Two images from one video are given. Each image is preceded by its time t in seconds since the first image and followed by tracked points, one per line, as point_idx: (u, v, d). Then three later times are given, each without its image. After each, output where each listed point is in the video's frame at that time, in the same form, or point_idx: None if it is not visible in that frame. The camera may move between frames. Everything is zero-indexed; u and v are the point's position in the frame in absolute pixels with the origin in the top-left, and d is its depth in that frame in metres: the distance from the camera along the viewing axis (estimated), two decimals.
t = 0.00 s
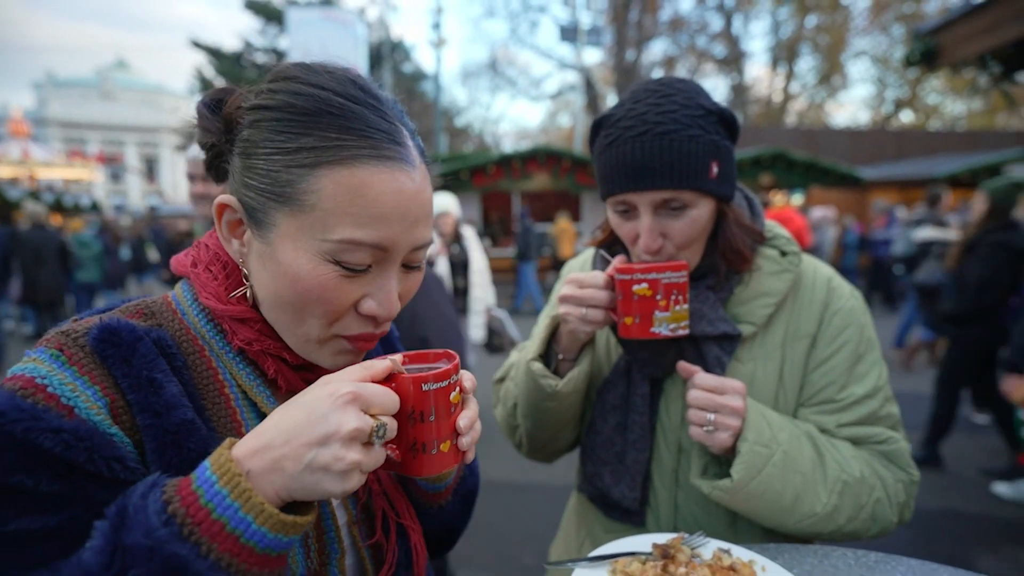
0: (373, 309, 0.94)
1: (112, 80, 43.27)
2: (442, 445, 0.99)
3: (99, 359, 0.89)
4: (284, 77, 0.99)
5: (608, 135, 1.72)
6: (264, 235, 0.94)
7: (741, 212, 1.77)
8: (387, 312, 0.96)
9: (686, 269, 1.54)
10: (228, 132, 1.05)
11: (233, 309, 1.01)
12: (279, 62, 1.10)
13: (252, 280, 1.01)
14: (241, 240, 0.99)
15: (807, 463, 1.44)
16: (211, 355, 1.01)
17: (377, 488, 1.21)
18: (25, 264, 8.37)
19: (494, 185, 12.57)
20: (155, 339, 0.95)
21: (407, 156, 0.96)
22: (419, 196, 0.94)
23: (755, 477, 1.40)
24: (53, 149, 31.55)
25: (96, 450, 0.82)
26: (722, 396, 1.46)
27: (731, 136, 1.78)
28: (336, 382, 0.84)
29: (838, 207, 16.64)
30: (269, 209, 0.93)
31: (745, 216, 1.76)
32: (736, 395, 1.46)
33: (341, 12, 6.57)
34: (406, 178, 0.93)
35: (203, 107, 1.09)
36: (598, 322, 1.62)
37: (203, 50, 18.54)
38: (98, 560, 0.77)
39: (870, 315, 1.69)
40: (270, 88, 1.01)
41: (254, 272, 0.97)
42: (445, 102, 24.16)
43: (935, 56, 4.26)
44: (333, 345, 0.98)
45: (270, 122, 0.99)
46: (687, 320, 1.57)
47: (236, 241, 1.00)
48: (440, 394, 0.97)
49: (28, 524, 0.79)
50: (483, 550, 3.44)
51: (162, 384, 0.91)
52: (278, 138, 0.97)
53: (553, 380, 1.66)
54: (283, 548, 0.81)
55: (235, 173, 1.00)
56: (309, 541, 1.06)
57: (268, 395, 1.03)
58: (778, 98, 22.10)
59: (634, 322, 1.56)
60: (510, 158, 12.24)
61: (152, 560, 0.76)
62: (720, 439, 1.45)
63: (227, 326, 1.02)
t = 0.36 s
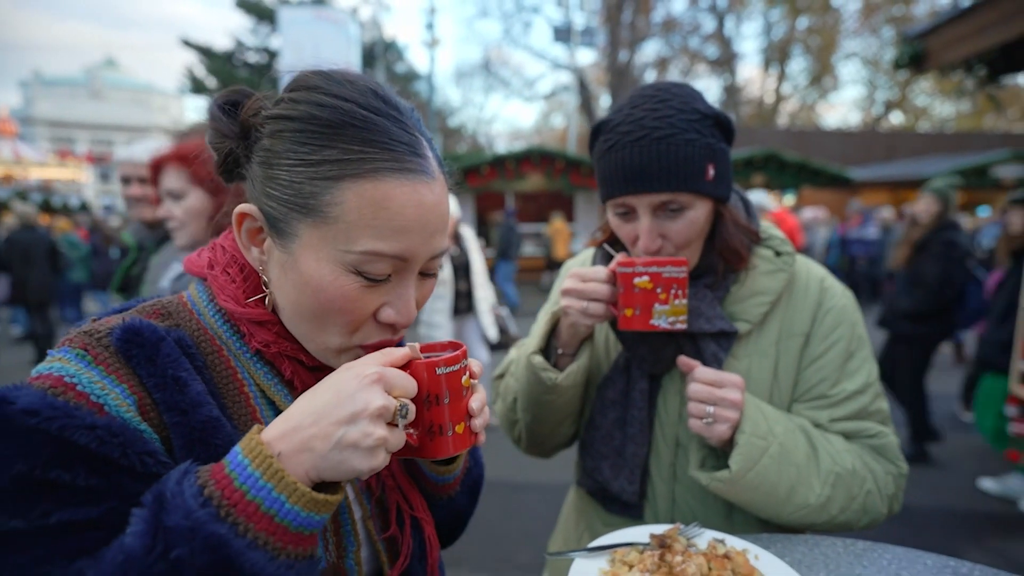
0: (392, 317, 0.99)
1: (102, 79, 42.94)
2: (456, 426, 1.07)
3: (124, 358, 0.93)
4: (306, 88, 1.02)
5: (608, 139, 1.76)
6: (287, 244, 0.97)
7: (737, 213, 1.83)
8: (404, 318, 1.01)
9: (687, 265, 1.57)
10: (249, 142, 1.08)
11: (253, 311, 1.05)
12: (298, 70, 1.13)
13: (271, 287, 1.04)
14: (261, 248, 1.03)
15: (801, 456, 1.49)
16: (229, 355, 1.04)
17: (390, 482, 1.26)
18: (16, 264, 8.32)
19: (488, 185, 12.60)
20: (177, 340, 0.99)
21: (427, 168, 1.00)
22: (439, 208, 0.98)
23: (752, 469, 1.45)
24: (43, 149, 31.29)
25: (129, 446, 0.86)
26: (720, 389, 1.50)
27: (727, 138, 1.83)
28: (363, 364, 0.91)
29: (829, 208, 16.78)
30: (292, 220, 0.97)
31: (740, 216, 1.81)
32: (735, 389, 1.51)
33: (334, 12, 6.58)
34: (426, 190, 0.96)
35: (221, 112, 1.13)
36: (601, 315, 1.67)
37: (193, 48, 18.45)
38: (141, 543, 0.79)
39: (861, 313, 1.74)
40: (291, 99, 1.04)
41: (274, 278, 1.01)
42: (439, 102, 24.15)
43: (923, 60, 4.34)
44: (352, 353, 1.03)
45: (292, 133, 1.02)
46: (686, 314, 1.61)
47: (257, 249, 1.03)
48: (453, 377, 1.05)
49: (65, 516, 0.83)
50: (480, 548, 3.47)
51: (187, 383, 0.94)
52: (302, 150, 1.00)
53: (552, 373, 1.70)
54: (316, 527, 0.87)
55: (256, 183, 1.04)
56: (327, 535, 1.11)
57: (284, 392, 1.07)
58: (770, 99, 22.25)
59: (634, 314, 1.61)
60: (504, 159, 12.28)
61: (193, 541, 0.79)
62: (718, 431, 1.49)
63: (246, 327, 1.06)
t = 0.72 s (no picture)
0: (402, 316, 1.03)
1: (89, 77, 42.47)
2: (464, 409, 1.12)
3: (137, 357, 0.95)
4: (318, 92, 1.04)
5: (605, 143, 1.80)
6: (301, 246, 1.00)
7: (731, 212, 1.87)
8: (414, 316, 1.04)
9: (684, 263, 1.64)
10: (261, 145, 1.10)
11: (264, 310, 1.07)
12: (306, 72, 1.15)
13: (281, 287, 1.06)
14: (273, 249, 1.05)
15: (795, 449, 1.53)
16: (240, 353, 1.07)
17: (400, 476, 1.29)
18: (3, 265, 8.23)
19: (480, 185, 12.61)
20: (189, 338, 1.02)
21: (437, 169, 1.03)
22: (449, 208, 1.02)
23: (748, 462, 1.49)
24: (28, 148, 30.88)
25: (149, 441, 0.89)
26: (718, 383, 1.54)
27: (721, 139, 1.87)
28: (373, 350, 0.96)
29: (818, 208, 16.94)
30: (306, 222, 1.00)
31: (735, 214, 1.85)
32: (732, 382, 1.55)
33: (325, 11, 6.57)
34: (437, 192, 1.00)
35: (229, 114, 1.15)
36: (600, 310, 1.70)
37: (182, 47, 18.31)
38: (166, 531, 0.83)
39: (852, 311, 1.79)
40: (302, 102, 1.06)
41: (286, 278, 1.03)
42: (430, 102, 24.10)
43: (909, 62, 4.42)
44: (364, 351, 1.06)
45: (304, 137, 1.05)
46: (683, 311, 1.66)
47: (268, 251, 1.06)
48: (458, 361, 1.10)
49: (89, 510, 0.86)
50: (475, 546, 3.49)
51: (201, 380, 0.97)
52: (315, 153, 1.03)
53: (549, 365, 1.73)
54: (333, 510, 0.91)
55: (268, 185, 1.06)
56: (339, 529, 1.14)
57: (294, 389, 1.10)
58: (760, 100, 22.42)
59: (633, 308, 1.65)
60: (496, 159, 12.31)
61: (218, 526, 0.84)
62: (715, 424, 1.53)
63: (256, 325, 1.08)
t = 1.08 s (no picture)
0: (402, 316, 1.04)
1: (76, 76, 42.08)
2: (463, 399, 1.14)
3: (137, 357, 0.95)
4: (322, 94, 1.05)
5: (602, 143, 1.81)
6: (303, 247, 1.01)
7: (726, 212, 1.89)
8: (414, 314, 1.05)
9: (680, 262, 1.66)
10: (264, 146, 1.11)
11: (263, 309, 1.08)
12: (309, 73, 1.16)
13: (281, 287, 1.07)
14: (274, 249, 1.06)
15: (789, 444, 1.55)
16: (239, 351, 1.08)
17: (401, 474, 1.30)
18: None
19: (472, 185, 12.61)
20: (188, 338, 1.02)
21: (439, 173, 1.04)
22: (450, 213, 1.03)
23: (742, 457, 1.50)
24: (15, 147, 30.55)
25: (152, 439, 0.90)
26: (713, 379, 1.56)
27: (716, 139, 1.89)
28: (372, 343, 0.98)
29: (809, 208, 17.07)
30: (309, 223, 1.00)
31: (729, 214, 1.87)
32: (727, 379, 1.57)
33: (316, 11, 6.56)
34: (440, 196, 1.01)
35: (229, 113, 1.16)
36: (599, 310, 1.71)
37: (171, 45, 18.20)
38: (171, 527, 0.84)
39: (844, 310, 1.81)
40: (306, 104, 1.07)
41: (288, 279, 1.04)
42: (422, 102, 24.09)
43: (897, 64, 4.48)
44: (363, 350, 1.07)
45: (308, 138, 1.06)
46: (678, 310, 1.68)
47: (270, 251, 1.06)
48: (455, 350, 1.12)
49: (94, 507, 0.87)
50: (470, 546, 3.50)
51: (201, 378, 0.97)
52: (319, 155, 1.03)
53: (545, 361, 1.75)
54: (336, 503, 0.93)
55: (271, 186, 1.07)
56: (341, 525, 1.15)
57: (294, 386, 1.10)
58: (750, 101, 22.57)
59: (629, 307, 1.67)
60: (488, 159, 12.33)
61: (224, 519, 0.85)
62: (711, 420, 1.54)
63: (256, 324, 1.09)
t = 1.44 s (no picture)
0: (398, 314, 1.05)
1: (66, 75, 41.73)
2: (460, 392, 1.15)
3: (135, 355, 0.96)
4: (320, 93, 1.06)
5: (597, 141, 1.83)
6: (301, 246, 1.02)
7: (718, 211, 1.91)
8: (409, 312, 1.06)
9: (672, 264, 1.66)
10: (261, 145, 1.11)
11: (260, 307, 1.08)
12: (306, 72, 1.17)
13: (278, 285, 1.07)
14: (271, 248, 1.07)
15: (780, 439, 1.57)
16: (235, 350, 1.08)
17: (398, 470, 1.31)
18: None
19: (466, 185, 12.63)
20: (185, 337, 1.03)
21: (435, 174, 1.05)
22: (446, 214, 1.05)
23: (735, 453, 1.52)
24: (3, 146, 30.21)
25: (151, 437, 0.91)
26: (706, 375, 1.58)
27: (710, 140, 1.90)
28: (367, 340, 0.99)
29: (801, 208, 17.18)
30: (306, 223, 1.01)
31: (721, 213, 1.90)
32: (721, 375, 1.58)
33: (308, 10, 6.53)
34: (436, 197, 1.02)
35: (225, 112, 1.16)
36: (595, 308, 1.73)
37: (163, 45, 18.11)
38: (172, 521, 0.85)
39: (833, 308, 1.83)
40: (303, 103, 1.07)
41: (285, 277, 1.05)
42: (415, 102, 24.08)
43: (887, 65, 4.53)
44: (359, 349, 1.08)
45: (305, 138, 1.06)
46: (671, 310, 1.69)
47: (267, 250, 1.07)
48: (450, 344, 1.13)
49: (94, 505, 0.87)
50: (463, 546, 3.51)
51: (198, 376, 0.98)
52: (316, 155, 1.04)
53: (540, 360, 1.77)
54: (334, 497, 0.94)
55: (268, 186, 1.07)
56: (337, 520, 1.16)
57: (290, 384, 1.11)
58: (743, 101, 22.70)
59: (622, 311, 1.66)
60: (482, 159, 12.34)
61: (224, 514, 0.85)
62: (705, 416, 1.56)
63: (252, 322, 1.09)
